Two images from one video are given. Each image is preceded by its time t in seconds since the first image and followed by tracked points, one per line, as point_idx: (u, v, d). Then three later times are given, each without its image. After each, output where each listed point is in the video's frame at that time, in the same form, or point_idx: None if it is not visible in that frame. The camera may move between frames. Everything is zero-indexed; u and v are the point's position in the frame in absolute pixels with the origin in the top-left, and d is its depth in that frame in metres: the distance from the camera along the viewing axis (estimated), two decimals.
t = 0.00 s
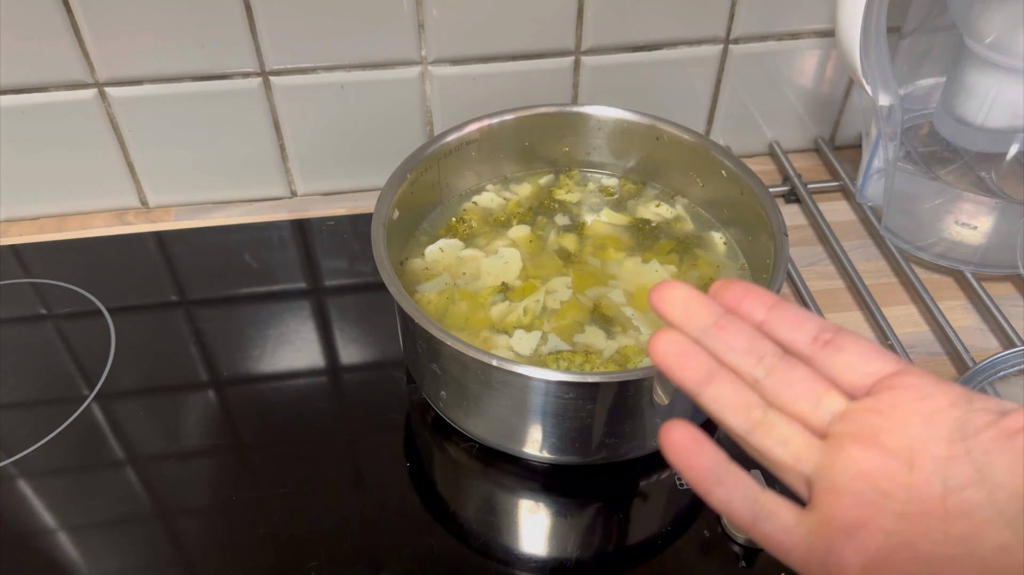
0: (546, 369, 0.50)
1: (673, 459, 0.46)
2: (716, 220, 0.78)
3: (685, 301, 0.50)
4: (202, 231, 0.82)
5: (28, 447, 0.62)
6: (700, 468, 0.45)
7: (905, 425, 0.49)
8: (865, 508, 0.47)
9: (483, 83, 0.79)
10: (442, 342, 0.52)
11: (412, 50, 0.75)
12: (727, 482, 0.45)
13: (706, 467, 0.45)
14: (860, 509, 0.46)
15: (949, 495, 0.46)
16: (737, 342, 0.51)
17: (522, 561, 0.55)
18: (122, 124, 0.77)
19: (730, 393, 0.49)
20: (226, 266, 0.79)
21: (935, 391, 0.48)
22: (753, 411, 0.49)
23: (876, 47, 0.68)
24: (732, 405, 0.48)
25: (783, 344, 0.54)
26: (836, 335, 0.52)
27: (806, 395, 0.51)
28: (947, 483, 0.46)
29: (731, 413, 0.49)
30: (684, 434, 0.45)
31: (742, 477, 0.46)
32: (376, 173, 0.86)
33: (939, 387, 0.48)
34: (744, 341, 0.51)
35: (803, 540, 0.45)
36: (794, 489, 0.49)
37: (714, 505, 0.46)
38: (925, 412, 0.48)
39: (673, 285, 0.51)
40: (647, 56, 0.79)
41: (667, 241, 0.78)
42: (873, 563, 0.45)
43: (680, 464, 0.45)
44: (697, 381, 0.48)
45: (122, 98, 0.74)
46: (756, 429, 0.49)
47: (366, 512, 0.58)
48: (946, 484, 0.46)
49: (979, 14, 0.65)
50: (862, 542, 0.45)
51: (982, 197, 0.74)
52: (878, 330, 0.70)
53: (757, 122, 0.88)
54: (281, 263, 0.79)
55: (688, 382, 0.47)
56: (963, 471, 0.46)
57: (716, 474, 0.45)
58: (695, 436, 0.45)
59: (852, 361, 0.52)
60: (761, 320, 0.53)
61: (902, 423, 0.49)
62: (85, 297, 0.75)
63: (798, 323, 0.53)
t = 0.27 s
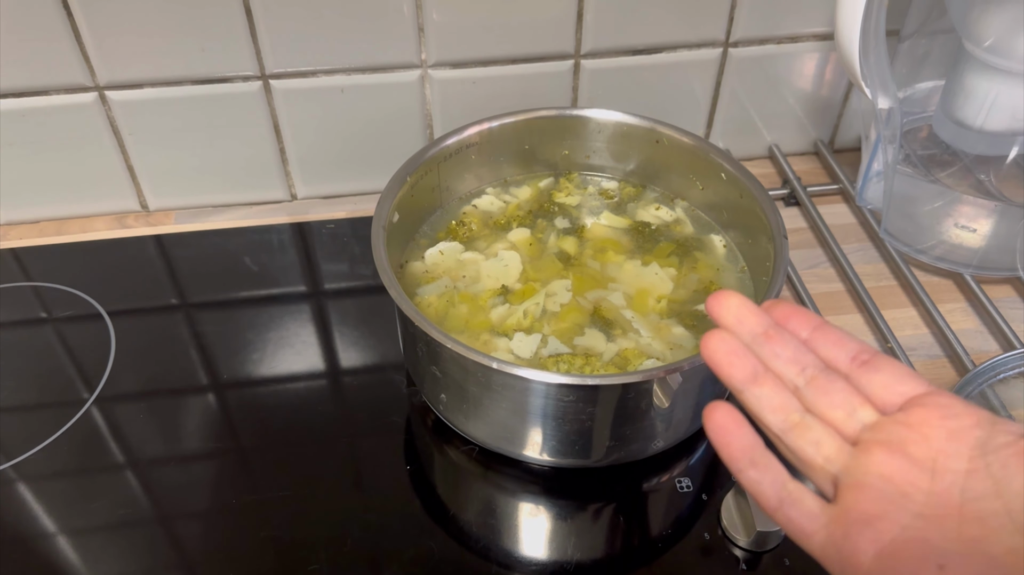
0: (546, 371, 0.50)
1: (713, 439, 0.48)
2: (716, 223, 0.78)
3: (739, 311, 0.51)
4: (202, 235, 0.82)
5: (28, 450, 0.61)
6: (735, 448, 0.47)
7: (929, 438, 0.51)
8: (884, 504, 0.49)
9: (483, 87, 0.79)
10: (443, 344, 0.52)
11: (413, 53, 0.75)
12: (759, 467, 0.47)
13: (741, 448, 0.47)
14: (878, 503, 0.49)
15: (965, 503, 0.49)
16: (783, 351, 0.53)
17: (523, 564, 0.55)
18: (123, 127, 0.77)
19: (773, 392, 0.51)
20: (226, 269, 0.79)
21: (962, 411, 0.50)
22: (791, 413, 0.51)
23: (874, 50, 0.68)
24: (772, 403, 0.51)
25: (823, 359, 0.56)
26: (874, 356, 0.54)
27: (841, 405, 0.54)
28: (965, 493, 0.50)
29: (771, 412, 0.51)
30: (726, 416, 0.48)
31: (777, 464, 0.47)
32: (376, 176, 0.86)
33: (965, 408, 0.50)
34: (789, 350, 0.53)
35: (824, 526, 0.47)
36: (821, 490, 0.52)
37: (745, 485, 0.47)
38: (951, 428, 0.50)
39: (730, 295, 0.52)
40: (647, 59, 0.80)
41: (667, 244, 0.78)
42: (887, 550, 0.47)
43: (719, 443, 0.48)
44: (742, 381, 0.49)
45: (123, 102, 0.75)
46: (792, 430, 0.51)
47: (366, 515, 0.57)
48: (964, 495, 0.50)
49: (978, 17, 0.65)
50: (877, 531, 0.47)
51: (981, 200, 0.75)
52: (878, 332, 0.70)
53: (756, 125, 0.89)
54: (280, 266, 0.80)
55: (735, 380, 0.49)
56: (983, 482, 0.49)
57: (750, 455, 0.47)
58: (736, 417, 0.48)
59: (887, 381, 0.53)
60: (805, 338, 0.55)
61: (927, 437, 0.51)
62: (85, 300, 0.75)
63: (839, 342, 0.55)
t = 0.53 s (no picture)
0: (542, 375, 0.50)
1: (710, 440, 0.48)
2: (712, 227, 0.78)
3: (736, 308, 0.52)
4: (200, 239, 0.83)
5: (27, 454, 0.62)
6: (733, 450, 0.48)
7: (928, 440, 0.52)
8: (885, 507, 0.50)
9: (480, 92, 0.80)
10: (440, 348, 0.52)
11: (411, 59, 0.76)
12: (756, 469, 0.48)
13: (740, 451, 0.47)
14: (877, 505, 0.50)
15: (963, 504, 0.50)
16: (780, 350, 0.54)
17: (520, 567, 0.55)
18: (122, 132, 0.77)
19: (767, 392, 0.52)
20: (224, 273, 0.79)
21: (959, 413, 0.51)
22: (788, 413, 0.52)
23: (869, 57, 0.68)
24: (768, 403, 0.52)
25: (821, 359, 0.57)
26: (871, 357, 0.56)
27: (838, 405, 0.55)
28: (963, 495, 0.50)
29: (768, 412, 0.52)
30: (723, 418, 0.48)
31: (773, 466, 0.48)
32: (374, 180, 0.86)
33: (963, 409, 0.51)
34: (786, 350, 0.55)
35: (822, 527, 0.48)
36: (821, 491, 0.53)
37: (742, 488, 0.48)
38: (950, 430, 0.51)
39: (726, 293, 0.53)
40: (643, 65, 0.80)
41: (664, 248, 0.78)
42: (885, 555, 0.47)
43: (715, 446, 0.48)
44: (739, 378, 0.50)
45: (122, 107, 0.75)
46: (790, 430, 0.52)
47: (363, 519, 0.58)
48: (963, 496, 0.50)
49: (972, 23, 0.66)
50: (875, 534, 0.48)
51: (976, 205, 0.76)
52: (874, 336, 0.70)
53: (752, 129, 0.89)
54: (279, 270, 0.80)
55: (730, 379, 0.50)
56: (980, 484, 0.50)
57: (746, 458, 0.48)
58: (731, 420, 0.48)
59: (884, 381, 0.55)
60: (803, 338, 0.57)
61: (926, 439, 0.52)
62: (84, 304, 0.75)
63: (836, 342, 0.57)
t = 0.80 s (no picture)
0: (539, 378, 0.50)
1: (685, 451, 0.46)
2: (709, 230, 0.78)
3: (708, 308, 0.52)
4: (198, 242, 0.83)
5: (25, 457, 0.62)
6: (711, 461, 0.45)
7: (910, 440, 0.50)
8: (870, 516, 0.48)
9: (478, 95, 0.80)
10: (437, 351, 0.52)
11: (408, 62, 0.76)
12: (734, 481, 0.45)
13: (718, 461, 0.45)
14: (863, 515, 0.47)
15: (950, 509, 0.48)
16: (753, 349, 0.53)
17: (517, 570, 0.55)
18: (120, 135, 0.77)
19: (742, 396, 0.50)
20: (223, 276, 0.79)
21: (943, 410, 0.49)
22: (764, 417, 0.50)
23: (865, 61, 0.68)
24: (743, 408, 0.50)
25: (796, 356, 0.56)
26: (848, 352, 0.54)
27: (816, 406, 0.53)
28: (949, 500, 0.48)
29: (743, 417, 0.50)
30: (699, 429, 0.46)
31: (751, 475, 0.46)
32: (372, 183, 0.87)
33: (945, 406, 0.50)
34: (758, 349, 0.53)
35: (805, 542, 0.45)
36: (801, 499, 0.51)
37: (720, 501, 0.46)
38: (933, 429, 0.49)
39: (695, 291, 0.52)
40: (640, 68, 0.80)
41: (661, 251, 0.78)
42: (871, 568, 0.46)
43: (691, 457, 0.46)
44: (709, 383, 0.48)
45: (120, 110, 0.75)
46: (766, 435, 0.50)
47: (361, 522, 0.58)
48: (949, 500, 0.48)
49: (968, 26, 0.66)
50: (862, 548, 0.46)
51: (971, 207, 0.76)
52: (871, 339, 0.71)
53: (749, 133, 0.89)
54: (277, 273, 0.80)
55: (704, 383, 0.48)
56: (964, 487, 0.47)
57: (725, 469, 0.45)
58: (709, 431, 0.46)
59: (863, 378, 0.53)
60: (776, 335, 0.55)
61: (907, 438, 0.50)
62: (82, 307, 0.75)
63: (811, 337, 0.56)
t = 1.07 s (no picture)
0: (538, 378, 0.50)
1: (660, 487, 0.46)
2: (709, 230, 0.78)
3: (674, 337, 0.50)
4: (198, 243, 0.83)
5: (23, 458, 0.61)
6: (685, 496, 0.45)
7: (883, 466, 0.48)
8: (844, 546, 0.47)
9: (477, 96, 0.80)
10: (437, 352, 0.52)
11: (408, 63, 0.76)
12: (709, 515, 0.46)
13: (694, 496, 0.45)
14: (836, 546, 0.46)
15: (926, 534, 0.46)
16: (722, 377, 0.51)
17: (517, 571, 0.55)
18: (119, 136, 0.77)
19: (713, 428, 0.49)
20: (222, 277, 0.79)
21: (914, 433, 0.47)
22: (736, 447, 0.49)
23: (865, 61, 0.68)
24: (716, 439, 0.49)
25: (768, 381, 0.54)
26: (819, 376, 0.52)
27: (788, 432, 0.52)
28: (924, 524, 0.46)
29: (716, 449, 0.49)
30: (673, 463, 0.45)
31: (726, 507, 0.46)
32: (372, 184, 0.87)
33: (916, 428, 0.47)
34: (728, 377, 0.51)
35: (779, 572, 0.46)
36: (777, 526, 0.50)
37: (698, 535, 0.46)
38: (904, 453, 0.47)
39: (662, 320, 0.50)
40: (640, 69, 0.80)
41: (661, 251, 0.78)
42: None
43: (667, 492, 0.46)
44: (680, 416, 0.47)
45: (120, 110, 0.75)
46: (739, 465, 0.49)
47: (360, 524, 0.57)
48: (923, 524, 0.46)
49: (968, 27, 0.66)
50: None
51: (972, 208, 0.76)
52: (871, 339, 0.71)
53: (749, 134, 0.89)
54: (277, 274, 0.80)
55: (674, 416, 0.47)
56: (938, 513, 0.45)
57: (702, 503, 0.46)
58: (682, 466, 0.46)
59: (835, 402, 0.52)
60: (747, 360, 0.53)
61: (881, 464, 0.48)
62: (81, 308, 0.75)
63: (782, 361, 0.53)
